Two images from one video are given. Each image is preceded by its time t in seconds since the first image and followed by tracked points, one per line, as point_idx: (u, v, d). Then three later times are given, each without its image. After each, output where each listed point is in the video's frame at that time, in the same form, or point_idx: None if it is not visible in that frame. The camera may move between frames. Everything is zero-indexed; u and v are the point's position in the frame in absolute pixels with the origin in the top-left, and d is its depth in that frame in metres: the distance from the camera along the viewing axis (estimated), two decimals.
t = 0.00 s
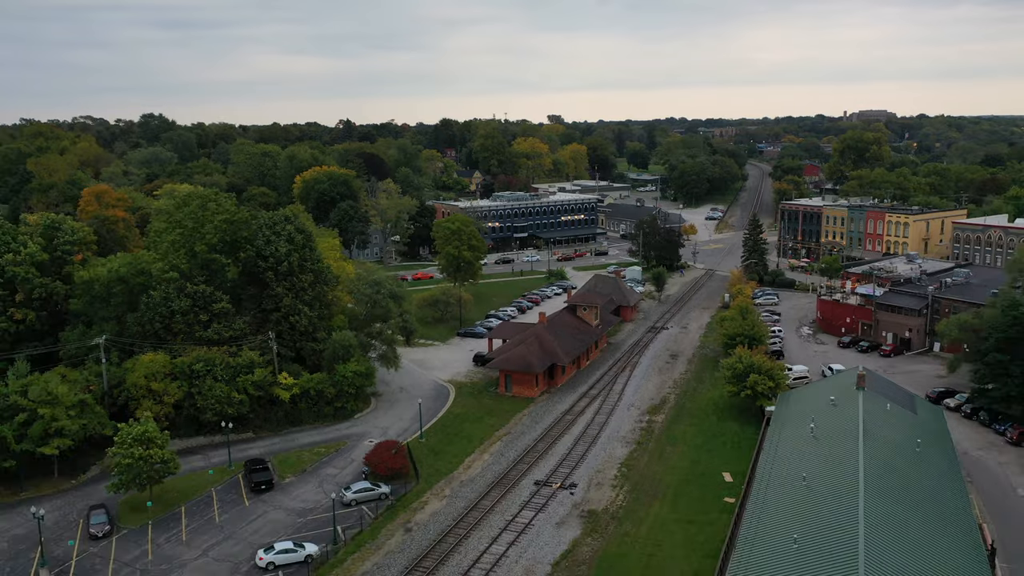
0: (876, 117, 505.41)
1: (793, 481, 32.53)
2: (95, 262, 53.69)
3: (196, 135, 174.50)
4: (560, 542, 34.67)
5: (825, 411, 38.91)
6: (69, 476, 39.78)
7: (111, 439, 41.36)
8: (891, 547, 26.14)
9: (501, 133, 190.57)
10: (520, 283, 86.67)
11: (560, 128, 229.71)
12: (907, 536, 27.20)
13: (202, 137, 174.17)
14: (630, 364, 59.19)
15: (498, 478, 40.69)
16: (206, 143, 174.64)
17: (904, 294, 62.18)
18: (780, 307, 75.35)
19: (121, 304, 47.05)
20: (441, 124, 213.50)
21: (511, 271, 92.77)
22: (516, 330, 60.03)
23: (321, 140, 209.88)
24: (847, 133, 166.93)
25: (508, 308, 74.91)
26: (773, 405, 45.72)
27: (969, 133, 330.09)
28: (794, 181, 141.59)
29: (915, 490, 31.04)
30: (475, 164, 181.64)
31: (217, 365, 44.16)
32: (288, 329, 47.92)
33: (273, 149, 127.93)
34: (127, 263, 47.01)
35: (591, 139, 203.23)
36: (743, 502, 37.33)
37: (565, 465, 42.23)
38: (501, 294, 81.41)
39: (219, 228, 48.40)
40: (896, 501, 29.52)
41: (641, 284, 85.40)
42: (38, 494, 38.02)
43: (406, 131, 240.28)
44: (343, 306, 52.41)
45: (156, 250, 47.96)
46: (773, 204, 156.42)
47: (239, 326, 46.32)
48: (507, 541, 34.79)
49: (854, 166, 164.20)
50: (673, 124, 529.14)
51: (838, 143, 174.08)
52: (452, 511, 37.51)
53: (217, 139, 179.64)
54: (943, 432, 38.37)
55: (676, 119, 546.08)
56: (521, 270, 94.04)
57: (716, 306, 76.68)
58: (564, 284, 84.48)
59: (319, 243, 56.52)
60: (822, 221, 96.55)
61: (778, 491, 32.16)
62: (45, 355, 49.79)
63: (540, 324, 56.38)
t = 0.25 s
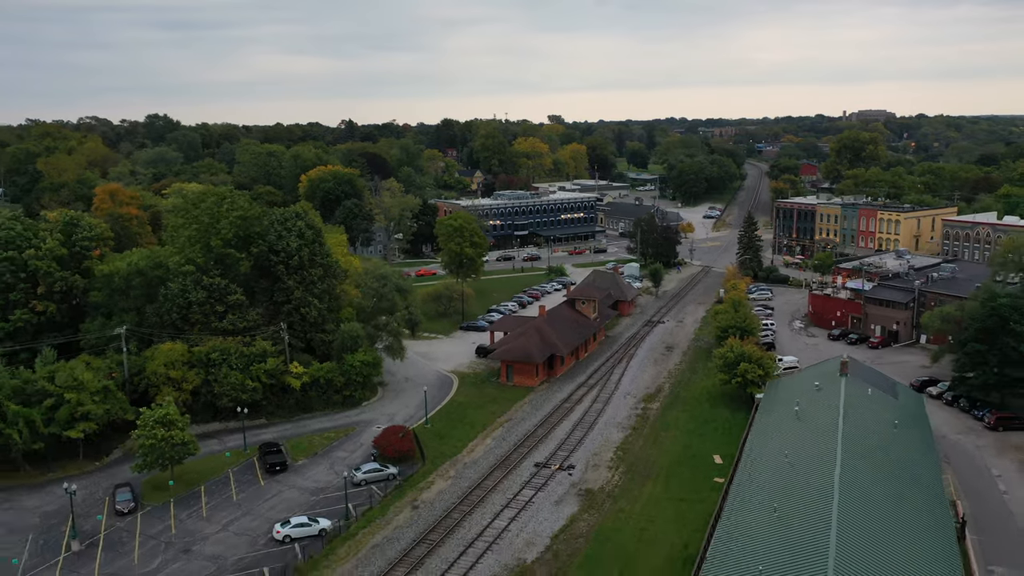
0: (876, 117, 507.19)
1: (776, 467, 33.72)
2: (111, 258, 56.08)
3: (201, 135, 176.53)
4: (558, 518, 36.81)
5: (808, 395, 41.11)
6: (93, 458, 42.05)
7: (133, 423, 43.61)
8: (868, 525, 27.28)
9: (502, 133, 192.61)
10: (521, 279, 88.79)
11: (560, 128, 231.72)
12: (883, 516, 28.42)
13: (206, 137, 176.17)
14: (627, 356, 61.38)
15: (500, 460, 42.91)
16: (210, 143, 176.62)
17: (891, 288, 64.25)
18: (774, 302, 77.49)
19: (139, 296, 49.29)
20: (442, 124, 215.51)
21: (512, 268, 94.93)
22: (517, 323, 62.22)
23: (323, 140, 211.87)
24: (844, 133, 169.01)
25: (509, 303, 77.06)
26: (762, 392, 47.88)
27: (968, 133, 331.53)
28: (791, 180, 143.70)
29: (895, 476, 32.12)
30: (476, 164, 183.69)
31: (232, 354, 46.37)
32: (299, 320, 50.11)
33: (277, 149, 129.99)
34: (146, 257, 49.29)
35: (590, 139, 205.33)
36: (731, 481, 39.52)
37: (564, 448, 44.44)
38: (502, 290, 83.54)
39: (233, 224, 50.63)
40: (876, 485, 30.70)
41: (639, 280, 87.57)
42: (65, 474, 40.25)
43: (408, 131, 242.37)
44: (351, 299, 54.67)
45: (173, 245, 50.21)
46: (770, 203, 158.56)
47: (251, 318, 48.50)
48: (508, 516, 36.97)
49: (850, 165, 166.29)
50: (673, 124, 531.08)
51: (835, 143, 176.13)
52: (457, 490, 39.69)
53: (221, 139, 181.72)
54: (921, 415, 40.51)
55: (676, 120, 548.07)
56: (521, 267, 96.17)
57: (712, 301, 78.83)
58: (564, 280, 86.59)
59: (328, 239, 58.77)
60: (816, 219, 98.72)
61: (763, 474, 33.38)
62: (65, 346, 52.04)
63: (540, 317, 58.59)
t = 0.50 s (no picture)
0: (875, 117, 509.19)
1: (756, 458, 34.05)
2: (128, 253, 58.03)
3: (205, 134, 178.60)
4: (558, 496, 38.99)
5: (795, 381, 43.28)
6: (115, 442, 44.31)
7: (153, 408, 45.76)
8: (844, 507, 27.82)
9: (503, 132, 194.63)
10: (521, 275, 90.89)
11: (560, 128, 233.73)
12: (860, 500, 28.92)
13: (210, 137, 178.19)
14: (624, 348, 63.54)
15: (503, 443, 45.11)
16: (214, 142, 178.68)
17: (880, 283, 66.31)
18: (768, 298, 79.58)
19: (156, 288, 51.48)
20: (444, 124, 217.57)
21: (513, 265, 97.02)
22: (518, 316, 64.33)
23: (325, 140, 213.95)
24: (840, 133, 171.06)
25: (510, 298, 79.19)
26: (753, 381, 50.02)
27: (966, 132, 333.54)
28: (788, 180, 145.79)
29: (873, 465, 32.46)
30: (477, 163, 185.75)
31: (245, 343, 48.53)
32: (308, 312, 52.24)
33: (282, 148, 132.12)
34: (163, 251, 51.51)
35: (590, 139, 207.44)
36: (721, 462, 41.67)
37: (563, 433, 46.60)
38: (503, 286, 85.64)
39: (246, 220, 52.85)
40: (855, 471, 31.35)
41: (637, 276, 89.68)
42: (90, 456, 42.52)
43: (409, 131, 244.48)
44: (358, 293, 56.88)
45: (189, 239, 52.44)
46: (768, 202, 160.63)
47: (264, 309, 50.72)
48: (510, 495, 39.06)
49: (847, 165, 168.30)
50: (673, 124, 533.12)
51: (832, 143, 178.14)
52: (461, 471, 41.85)
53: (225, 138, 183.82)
54: (902, 401, 42.66)
55: (676, 120, 550.11)
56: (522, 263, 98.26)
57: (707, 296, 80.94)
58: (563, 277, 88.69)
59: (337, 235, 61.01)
60: (811, 217, 100.81)
61: (745, 463, 34.07)
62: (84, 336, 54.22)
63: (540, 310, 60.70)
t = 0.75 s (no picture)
0: (874, 117, 510.87)
1: (736, 458, 34.45)
2: (143, 248, 60.07)
3: (209, 134, 180.51)
4: (557, 476, 41.14)
5: (784, 370, 45.33)
6: (135, 427, 46.49)
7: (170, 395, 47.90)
8: (818, 502, 28.63)
9: (504, 132, 196.54)
10: (522, 272, 92.92)
11: (561, 128, 235.57)
12: (836, 500, 29.25)
13: (215, 136, 180.06)
14: (622, 341, 65.59)
15: (506, 428, 47.28)
16: (218, 142, 180.54)
17: (870, 278, 68.33)
18: (763, 293, 81.61)
19: (172, 281, 53.59)
20: (445, 124, 219.50)
21: (514, 262, 99.05)
22: (519, 310, 66.38)
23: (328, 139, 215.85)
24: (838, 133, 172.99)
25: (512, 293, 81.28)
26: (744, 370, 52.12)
27: (965, 132, 335.42)
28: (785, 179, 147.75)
29: (851, 465, 32.86)
30: (478, 163, 187.64)
31: (258, 334, 50.65)
32: (318, 305, 54.33)
33: (287, 148, 134.09)
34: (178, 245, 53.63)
35: (591, 139, 209.35)
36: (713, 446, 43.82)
37: (562, 419, 48.75)
38: (504, 282, 87.67)
39: (258, 216, 54.97)
40: (834, 474, 31.55)
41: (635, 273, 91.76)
42: (112, 440, 44.68)
43: (411, 130, 246.40)
44: (366, 286, 59.01)
45: (203, 234, 54.55)
46: (766, 201, 162.56)
47: (275, 302, 52.92)
48: (512, 475, 41.23)
49: (844, 164, 170.24)
50: (673, 123, 534.80)
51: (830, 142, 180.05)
52: (465, 454, 43.97)
53: (228, 138, 185.58)
54: (885, 388, 44.73)
55: (677, 120, 551.95)
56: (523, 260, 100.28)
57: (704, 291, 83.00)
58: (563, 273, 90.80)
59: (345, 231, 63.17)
60: (806, 215, 102.85)
61: (724, 464, 34.38)
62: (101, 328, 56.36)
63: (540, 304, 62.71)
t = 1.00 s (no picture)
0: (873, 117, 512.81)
1: (720, 449, 35.41)
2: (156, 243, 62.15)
3: (213, 133, 182.40)
4: (556, 459, 43.24)
5: (773, 359, 47.29)
6: (152, 413, 48.58)
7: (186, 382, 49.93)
8: (797, 489, 29.58)
9: (504, 132, 198.45)
10: (523, 268, 94.97)
11: (561, 127, 237.40)
12: (815, 489, 30.23)
13: (218, 136, 181.78)
14: (620, 334, 67.66)
15: (508, 415, 49.46)
16: (222, 142, 182.48)
17: (861, 273, 70.44)
18: (758, 289, 83.65)
19: (186, 274, 55.58)
20: (447, 124, 221.47)
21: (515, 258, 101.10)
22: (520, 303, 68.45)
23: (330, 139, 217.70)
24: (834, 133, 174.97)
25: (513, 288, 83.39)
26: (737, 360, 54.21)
27: (963, 131, 337.17)
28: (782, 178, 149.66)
29: (831, 456, 33.83)
30: (479, 162, 189.41)
31: (269, 325, 52.72)
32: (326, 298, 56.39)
33: (291, 147, 136.12)
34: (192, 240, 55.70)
35: (590, 139, 211.27)
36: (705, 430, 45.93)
37: (562, 407, 50.85)
38: (506, 278, 89.75)
39: (268, 212, 57.04)
40: (815, 465, 32.43)
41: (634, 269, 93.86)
42: (130, 426, 46.74)
43: (413, 130, 248.27)
44: (372, 280, 61.10)
45: (216, 229, 56.60)
46: (763, 200, 164.47)
47: (285, 294, 55.08)
48: (513, 457, 43.36)
49: (841, 164, 172.22)
50: (673, 123, 536.58)
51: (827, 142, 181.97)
52: (469, 438, 46.11)
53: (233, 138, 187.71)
54: (870, 377, 46.77)
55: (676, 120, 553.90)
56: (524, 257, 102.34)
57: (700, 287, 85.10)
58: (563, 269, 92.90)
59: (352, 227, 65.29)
60: (801, 213, 104.91)
61: (707, 456, 35.19)
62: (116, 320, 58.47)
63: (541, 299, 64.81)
